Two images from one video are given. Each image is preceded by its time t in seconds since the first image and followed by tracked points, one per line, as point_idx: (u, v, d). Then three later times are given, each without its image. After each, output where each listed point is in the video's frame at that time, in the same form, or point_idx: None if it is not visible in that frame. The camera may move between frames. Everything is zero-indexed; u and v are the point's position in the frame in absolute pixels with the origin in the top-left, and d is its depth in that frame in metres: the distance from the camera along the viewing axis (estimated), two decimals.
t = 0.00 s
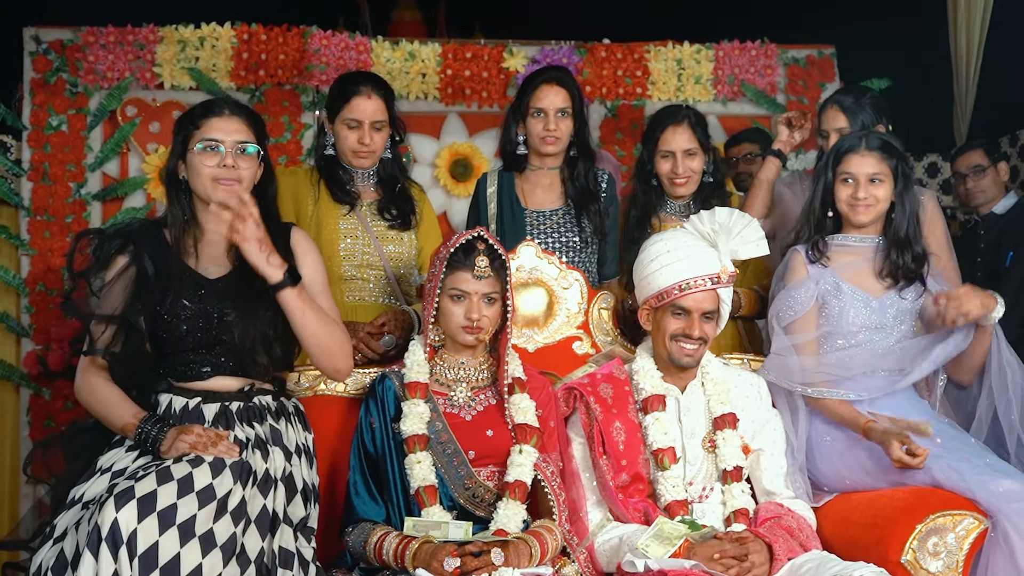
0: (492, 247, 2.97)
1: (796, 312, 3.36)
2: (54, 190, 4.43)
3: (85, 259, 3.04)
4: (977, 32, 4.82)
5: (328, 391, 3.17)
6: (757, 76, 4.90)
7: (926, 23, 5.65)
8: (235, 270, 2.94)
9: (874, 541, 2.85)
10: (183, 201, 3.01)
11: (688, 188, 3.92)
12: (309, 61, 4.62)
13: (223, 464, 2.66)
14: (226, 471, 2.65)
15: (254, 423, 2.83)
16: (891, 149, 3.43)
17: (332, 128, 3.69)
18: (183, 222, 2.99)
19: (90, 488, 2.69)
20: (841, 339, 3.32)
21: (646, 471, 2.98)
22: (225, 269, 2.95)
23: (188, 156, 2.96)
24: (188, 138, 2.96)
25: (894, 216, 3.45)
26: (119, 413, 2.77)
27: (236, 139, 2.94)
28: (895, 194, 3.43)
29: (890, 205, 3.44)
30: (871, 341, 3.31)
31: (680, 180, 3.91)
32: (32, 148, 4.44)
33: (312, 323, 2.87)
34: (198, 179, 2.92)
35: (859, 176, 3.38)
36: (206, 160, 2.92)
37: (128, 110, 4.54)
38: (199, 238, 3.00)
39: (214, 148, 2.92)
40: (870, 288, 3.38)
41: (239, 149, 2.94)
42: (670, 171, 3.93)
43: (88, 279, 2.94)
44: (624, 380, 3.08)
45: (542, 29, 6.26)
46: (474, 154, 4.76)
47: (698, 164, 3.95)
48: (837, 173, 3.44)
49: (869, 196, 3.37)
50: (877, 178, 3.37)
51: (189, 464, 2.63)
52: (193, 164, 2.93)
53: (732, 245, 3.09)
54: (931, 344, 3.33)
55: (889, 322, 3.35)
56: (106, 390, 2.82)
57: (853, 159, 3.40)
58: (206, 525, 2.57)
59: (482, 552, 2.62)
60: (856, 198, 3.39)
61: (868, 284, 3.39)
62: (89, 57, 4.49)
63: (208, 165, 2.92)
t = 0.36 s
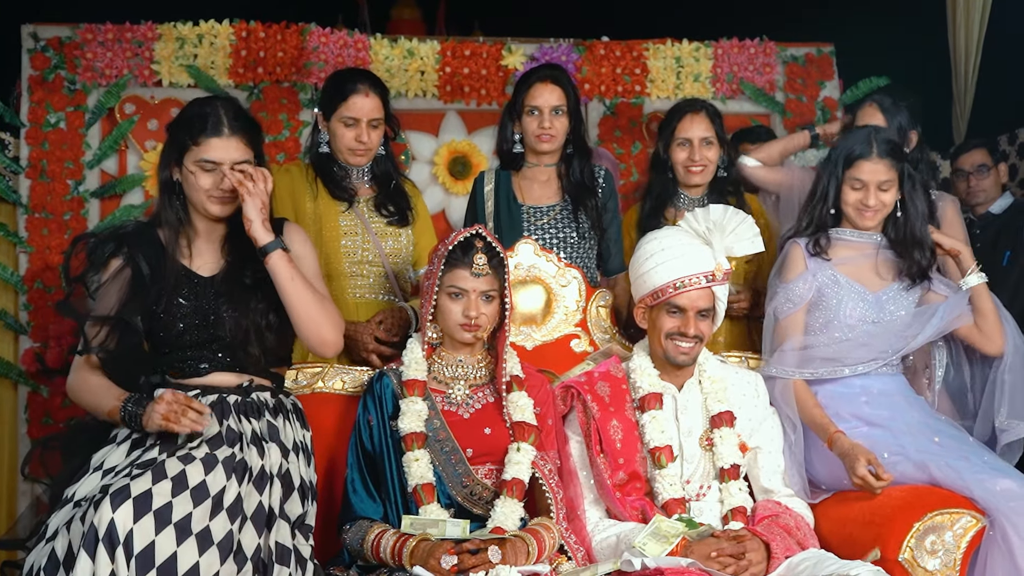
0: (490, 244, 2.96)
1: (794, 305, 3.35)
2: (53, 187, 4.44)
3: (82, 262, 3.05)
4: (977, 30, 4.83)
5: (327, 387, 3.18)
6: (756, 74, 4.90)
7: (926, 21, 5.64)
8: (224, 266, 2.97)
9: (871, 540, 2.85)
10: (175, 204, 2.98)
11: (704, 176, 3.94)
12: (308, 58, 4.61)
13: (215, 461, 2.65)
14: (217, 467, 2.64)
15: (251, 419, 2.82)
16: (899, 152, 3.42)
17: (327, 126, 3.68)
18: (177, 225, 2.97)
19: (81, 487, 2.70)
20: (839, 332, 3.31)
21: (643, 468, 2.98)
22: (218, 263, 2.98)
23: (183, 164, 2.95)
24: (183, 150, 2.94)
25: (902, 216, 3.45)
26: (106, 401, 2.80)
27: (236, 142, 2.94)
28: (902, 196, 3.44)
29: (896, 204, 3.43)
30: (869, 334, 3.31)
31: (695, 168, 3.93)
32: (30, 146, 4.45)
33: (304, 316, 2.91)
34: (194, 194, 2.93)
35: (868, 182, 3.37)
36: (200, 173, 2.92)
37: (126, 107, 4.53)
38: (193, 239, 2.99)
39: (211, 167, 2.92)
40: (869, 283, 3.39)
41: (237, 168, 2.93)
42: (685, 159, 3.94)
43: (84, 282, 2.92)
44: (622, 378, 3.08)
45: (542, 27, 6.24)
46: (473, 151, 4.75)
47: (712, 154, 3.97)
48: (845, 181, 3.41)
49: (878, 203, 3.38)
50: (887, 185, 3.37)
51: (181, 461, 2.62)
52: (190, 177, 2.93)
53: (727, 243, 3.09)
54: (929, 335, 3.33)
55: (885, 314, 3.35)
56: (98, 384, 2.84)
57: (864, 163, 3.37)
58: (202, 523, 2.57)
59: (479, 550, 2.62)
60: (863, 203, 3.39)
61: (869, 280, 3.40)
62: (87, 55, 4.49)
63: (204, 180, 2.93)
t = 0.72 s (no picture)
0: (491, 241, 2.96)
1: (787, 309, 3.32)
2: (54, 184, 4.43)
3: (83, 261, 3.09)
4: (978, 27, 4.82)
5: (327, 385, 3.21)
6: (758, 71, 4.90)
7: (929, 18, 5.63)
8: (223, 266, 2.95)
9: (872, 538, 2.85)
10: (165, 207, 2.98)
11: (721, 169, 3.91)
12: (309, 55, 4.61)
13: (214, 458, 2.64)
14: (216, 464, 2.63)
15: (251, 416, 2.82)
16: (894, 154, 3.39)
17: (328, 122, 3.68)
18: (167, 223, 2.97)
19: (78, 485, 2.71)
20: (834, 332, 3.29)
21: (644, 465, 2.98)
22: (214, 265, 2.95)
23: (169, 162, 2.93)
24: (166, 148, 2.92)
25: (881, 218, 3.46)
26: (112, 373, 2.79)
27: (219, 135, 2.91)
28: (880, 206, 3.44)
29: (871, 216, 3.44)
30: (864, 332, 3.30)
31: (712, 160, 3.90)
32: (32, 143, 4.45)
33: (307, 353, 2.88)
34: (181, 189, 2.91)
35: (867, 181, 3.35)
36: (185, 169, 2.90)
37: (127, 104, 4.53)
38: (185, 236, 2.99)
39: (194, 162, 2.90)
40: (862, 280, 3.37)
41: (222, 161, 2.92)
42: (702, 152, 3.92)
43: (82, 281, 2.99)
44: (623, 374, 3.08)
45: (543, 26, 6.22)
46: (474, 149, 4.74)
47: (732, 150, 3.92)
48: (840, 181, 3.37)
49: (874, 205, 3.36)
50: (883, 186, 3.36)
51: (179, 459, 2.61)
52: (176, 174, 2.91)
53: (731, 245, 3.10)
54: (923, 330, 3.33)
55: (881, 309, 3.34)
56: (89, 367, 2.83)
57: (864, 164, 3.35)
58: (202, 520, 2.57)
59: (480, 547, 2.62)
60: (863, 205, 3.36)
61: (866, 278, 3.38)
62: (88, 52, 4.49)
63: (189, 175, 2.90)
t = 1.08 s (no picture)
0: (492, 238, 2.96)
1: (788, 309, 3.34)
2: (54, 180, 4.43)
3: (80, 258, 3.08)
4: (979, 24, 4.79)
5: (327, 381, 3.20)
6: (758, 68, 4.89)
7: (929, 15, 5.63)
8: (221, 265, 2.94)
9: (872, 535, 2.85)
10: (161, 204, 2.98)
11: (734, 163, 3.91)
12: (309, 52, 4.61)
13: (213, 455, 2.65)
14: (215, 461, 2.64)
15: (250, 413, 2.82)
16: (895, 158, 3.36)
17: (331, 118, 3.67)
18: (164, 220, 2.97)
19: (77, 482, 2.71)
20: (836, 331, 3.34)
21: (644, 462, 2.98)
22: (212, 263, 2.97)
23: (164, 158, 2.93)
24: (163, 143, 2.92)
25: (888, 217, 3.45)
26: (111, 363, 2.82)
27: (213, 129, 2.90)
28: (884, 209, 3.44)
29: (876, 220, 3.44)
30: (866, 330, 3.34)
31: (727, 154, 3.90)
32: (32, 139, 4.45)
33: (308, 361, 2.89)
34: (177, 184, 2.90)
35: (866, 190, 3.33)
36: (180, 163, 2.89)
37: (127, 100, 4.53)
38: (183, 233, 2.99)
39: (189, 156, 2.89)
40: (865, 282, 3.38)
41: (217, 155, 2.90)
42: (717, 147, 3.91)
43: (82, 280, 2.98)
44: (623, 372, 3.08)
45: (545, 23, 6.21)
46: (474, 145, 4.75)
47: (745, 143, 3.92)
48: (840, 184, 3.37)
49: (874, 211, 3.35)
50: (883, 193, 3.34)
51: (178, 456, 2.62)
52: (171, 167, 2.90)
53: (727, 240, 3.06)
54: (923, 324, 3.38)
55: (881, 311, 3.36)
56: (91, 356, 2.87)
57: (863, 171, 3.32)
58: (201, 517, 2.57)
59: (479, 543, 2.63)
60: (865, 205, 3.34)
61: (870, 279, 3.40)
62: (88, 48, 4.48)
63: (184, 169, 2.89)
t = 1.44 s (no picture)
0: (490, 237, 2.96)
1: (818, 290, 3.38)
2: (53, 179, 4.43)
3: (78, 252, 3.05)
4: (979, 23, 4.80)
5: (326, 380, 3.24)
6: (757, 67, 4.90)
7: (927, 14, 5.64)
8: (221, 262, 2.95)
9: (870, 533, 2.86)
10: (164, 198, 2.98)
11: (735, 160, 3.90)
12: (308, 50, 4.60)
13: (212, 454, 2.65)
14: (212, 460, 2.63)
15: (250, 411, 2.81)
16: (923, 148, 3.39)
17: (332, 116, 3.66)
18: (168, 213, 2.97)
19: (75, 481, 2.71)
20: (862, 322, 3.36)
21: (643, 457, 3.00)
22: (211, 262, 2.97)
23: (172, 152, 2.93)
24: (172, 135, 2.92)
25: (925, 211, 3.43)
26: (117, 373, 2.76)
27: (224, 122, 2.92)
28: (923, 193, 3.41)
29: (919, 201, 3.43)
30: (891, 326, 3.37)
31: (726, 152, 3.90)
32: (31, 137, 4.45)
33: (317, 356, 2.87)
34: (182, 175, 2.90)
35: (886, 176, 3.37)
36: (187, 153, 2.90)
37: (126, 99, 4.52)
38: (184, 230, 2.99)
39: (198, 148, 2.90)
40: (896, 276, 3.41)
41: (225, 149, 2.92)
42: (718, 143, 3.92)
43: (80, 274, 2.96)
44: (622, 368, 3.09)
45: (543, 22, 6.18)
46: (473, 144, 4.74)
47: (746, 144, 3.92)
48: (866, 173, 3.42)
49: (895, 197, 3.38)
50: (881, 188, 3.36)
51: (177, 455, 2.61)
52: (177, 157, 2.91)
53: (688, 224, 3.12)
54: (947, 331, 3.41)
55: (909, 310, 3.39)
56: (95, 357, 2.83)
57: (881, 158, 3.38)
58: (199, 517, 2.58)
59: (478, 542, 2.63)
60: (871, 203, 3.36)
61: (903, 275, 3.42)
62: (88, 46, 4.48)
63: (190, 160, 2.90)
